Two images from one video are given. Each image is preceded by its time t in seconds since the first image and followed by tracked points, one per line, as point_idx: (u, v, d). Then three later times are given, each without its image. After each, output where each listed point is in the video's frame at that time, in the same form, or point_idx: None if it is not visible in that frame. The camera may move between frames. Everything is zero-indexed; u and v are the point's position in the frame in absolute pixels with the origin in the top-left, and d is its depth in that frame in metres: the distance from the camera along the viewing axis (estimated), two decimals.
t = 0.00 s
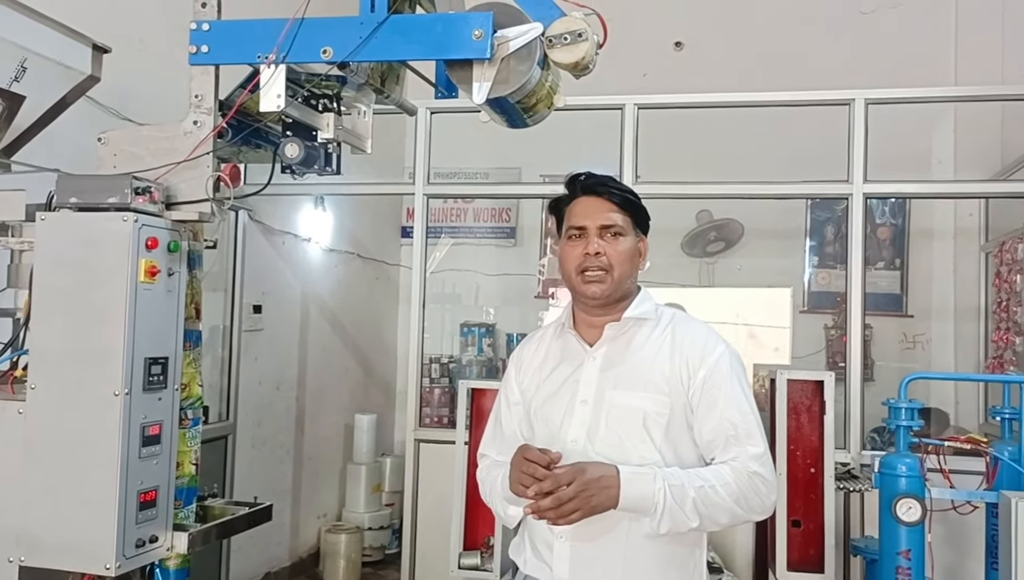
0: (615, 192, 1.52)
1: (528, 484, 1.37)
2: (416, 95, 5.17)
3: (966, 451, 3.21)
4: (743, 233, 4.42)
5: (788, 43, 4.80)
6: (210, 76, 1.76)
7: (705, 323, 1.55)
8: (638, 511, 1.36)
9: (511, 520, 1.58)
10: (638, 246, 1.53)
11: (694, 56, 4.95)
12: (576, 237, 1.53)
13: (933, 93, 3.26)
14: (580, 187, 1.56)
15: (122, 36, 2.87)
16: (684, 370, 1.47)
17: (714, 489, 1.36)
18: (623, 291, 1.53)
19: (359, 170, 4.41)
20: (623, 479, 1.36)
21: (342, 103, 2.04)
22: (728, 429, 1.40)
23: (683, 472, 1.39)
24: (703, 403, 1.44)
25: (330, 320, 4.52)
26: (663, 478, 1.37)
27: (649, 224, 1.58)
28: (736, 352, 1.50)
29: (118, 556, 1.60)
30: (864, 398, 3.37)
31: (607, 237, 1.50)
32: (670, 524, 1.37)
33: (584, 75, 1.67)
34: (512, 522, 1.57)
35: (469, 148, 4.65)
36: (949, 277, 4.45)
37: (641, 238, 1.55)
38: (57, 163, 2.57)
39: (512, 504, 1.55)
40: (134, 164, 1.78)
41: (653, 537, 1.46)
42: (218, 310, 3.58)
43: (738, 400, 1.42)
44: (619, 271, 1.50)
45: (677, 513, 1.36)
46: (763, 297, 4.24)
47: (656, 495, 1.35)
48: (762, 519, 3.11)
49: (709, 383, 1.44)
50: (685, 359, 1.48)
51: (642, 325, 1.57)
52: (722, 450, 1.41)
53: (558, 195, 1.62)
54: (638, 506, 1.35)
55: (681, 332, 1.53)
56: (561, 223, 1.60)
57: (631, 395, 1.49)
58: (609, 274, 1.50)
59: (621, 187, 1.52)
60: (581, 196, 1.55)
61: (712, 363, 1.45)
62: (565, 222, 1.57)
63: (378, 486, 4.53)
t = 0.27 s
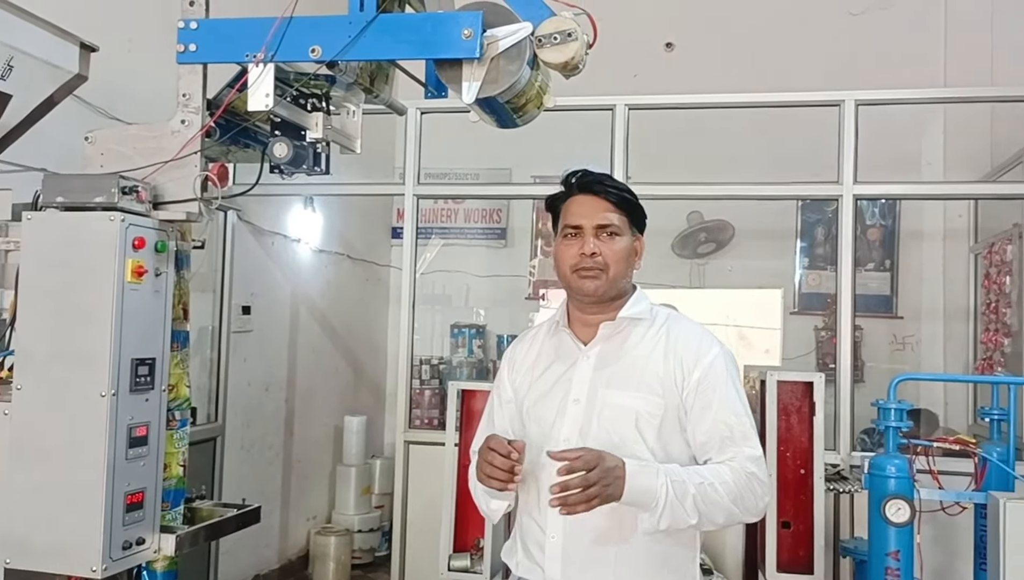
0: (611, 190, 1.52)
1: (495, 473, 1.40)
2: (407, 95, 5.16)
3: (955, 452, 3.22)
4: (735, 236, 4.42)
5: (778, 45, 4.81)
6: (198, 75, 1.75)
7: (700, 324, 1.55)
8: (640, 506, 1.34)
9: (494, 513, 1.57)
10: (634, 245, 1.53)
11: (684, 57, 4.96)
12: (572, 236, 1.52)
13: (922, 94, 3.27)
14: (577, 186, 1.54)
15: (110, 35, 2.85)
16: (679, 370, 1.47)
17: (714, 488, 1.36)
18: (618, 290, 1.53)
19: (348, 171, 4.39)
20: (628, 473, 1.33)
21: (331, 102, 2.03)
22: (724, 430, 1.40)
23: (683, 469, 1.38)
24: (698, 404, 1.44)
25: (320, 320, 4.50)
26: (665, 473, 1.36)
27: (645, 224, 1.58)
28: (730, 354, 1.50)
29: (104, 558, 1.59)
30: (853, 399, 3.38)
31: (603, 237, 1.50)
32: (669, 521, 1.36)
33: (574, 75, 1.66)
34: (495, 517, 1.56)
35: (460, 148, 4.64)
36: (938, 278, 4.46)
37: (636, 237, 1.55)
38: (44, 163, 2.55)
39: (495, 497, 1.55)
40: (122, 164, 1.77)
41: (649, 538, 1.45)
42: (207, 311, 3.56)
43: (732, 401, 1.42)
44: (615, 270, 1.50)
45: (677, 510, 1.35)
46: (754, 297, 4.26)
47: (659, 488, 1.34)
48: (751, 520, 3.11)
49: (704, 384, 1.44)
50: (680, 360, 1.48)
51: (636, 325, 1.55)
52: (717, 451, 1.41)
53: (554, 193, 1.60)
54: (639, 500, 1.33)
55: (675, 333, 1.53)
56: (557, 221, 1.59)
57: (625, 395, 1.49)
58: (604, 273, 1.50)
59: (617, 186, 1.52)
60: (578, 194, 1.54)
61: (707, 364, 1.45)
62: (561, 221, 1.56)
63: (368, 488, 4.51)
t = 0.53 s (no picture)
0: (616, 190, 1.51)
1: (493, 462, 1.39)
2: (405, 95, 5.15)
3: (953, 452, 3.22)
4: (731, 233, 4.49)
5: (776, 46, 4.81)
6: (195, 74, 1.75)
7: (704, 325, 1.55)
8: (655, 483, 1.30)
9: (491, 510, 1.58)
10: (638, 245, 1.52)
11: (682, 57, 4.96)
12: (576, 235, 1.51)
13: (920, 95, 3.27)
14: (582, 184, 1.53)
15: (107, 34, 2.84)
16: (682, 371, 1.47)
17: (722, 478, 1.34)
18: (622, 290, 1.52)
19: (346, 171, 4.39)
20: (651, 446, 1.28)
21: (329, 101, 2.03)
22: (727, 429, 1.40)
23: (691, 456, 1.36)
24: (701, 404, 1.44)
25: (317, 320, 4.49)
26: (679, 454, 1.32)
27: (649, 222, 1.57)
28: (734, 355, 1.50)
29: (101, 558, 1.58)
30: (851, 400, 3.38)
31: (608, 237, 1.49)
32: (683, 501, 1.32)
33: (573, 74, 1.66)
34: (492, 514, 1.57)
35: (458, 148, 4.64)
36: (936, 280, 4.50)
37: (641, 236, 1.54)
38: (41, 162, 2.55)
39: (494, 495, 1.55)
40: (119, 162, 1.76)
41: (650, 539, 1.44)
42: (204, 311, 3.55)
43: (736, 402, 1.42)
44: (619, 271, 1.50)
45: (690, 491, 1.31)
46: (755, 298, 4.10)
47: (673, 466, 1.30)
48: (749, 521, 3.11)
49: (707, 385, 1.44)
50: (683, 360, 1.48)
51: (640, 325, 1.55)
52: (720, 451, 1.40)
53: (559, 189, 1.60)
54: (655, 472, 1.28)
55: (679, 334, 1.52)
56: (560, 219, 1.59)
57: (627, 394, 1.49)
58: (609, 273, 1.50)
59: (622, 186, 1.51)
60: (582, 193, 1.54)
61: (711, 365, 1.45)
62: (565, 219, 1.56)
63: (366, 488, 4.51)
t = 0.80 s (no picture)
0: (620, 189, 1.52)
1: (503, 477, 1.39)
2: (404, 96, 5.16)
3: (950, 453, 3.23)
4: (731, 236, 4.51)
5: (774, 47, 4.82)
6: (195, 74, 1.75)
7: (705, 325, 1.55)
8: (658, 500, 1.34)
9: (495, 515, 1.57)
10: (642, 245, 1.53)
11: (681, 59, 4.97)
12: (580, 233, 1.52)
13: (919, 97, 3.28)
14: (587, 182, 1.54)
15: (107, 34, 2.85)
16: (683, 371, 1.48)
17: (727, 488, 1.34)
18: (624, 290, 1.53)
19: (345, 171, 4.39)
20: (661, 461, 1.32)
21: (329, 102, 2.03)
22: (729, 431, 1.40)
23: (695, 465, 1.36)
24: (702, 405, 1.44)
25: (316, 320, 4.49)
26: (685, 468, 1.34)
27: (653, 223, 1.57)
28: (735, 355, 1.51)
29: (100, 557, 1.59)
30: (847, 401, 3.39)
31: (612, 236, 1.50)
32: (682, 518, 1.35)
33: (571, 76, 1.66)
34: (496, 518, 1.56)
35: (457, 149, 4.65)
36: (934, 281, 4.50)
37: (645, 236, 1.55)
38: (40, 162, 2.55)
39: (497, 498, 1.54)
40: (118, 162, 1.77)
41: (653, 540, 1.45)
42: (203, 311, 3.56)
43: (736, 403, 1.42)
44: (622, 271, 1.50)
45: (691, 506, 1.34)
46: (753, 299, 4.17)
47: (677, 483, 1.32)
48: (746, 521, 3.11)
49: (708, 385, 1.44)
50: (684, 361, 1.48)
51: (641, 325, 1.55)
52: (720, 452, 1.41)
53: (563, 188, 1.61)
54: (657, 489, 1.33)
55: (680, 333, 1.53)
56: (564, 217, 1.59)
57: (628, 395, 1.49)
58: (612, 273, 1.50)
59: (626, 185, 1.52)
60: (588, 191, 1.54)
61: (711, 365, 1.46)
62: (568, 218, 1.56)
63: (364, 487, 4.51)
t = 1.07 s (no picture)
0: (619, 189, 1.51)
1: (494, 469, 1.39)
2: (401, 96, 5.16)
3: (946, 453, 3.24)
4: (727, 239, 4.48)
5: (772, 48, 4.83)
6: (192, 74, 1.75)
7: (708, 326, 1.55)
8: (654, 497, 1.32)
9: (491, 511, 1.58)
10: (643, 245, 1.53)
11: (678, 60, 4.97)
12: (580, 235, 1.52)
13: (915, 98, 3.28)
14: (586, 183, 1.54)
15: (104, 33, 2.84)
16: (685, 373, 1.48)
17: (724, 487, 1.33)
18: (626, 291, 1.53)
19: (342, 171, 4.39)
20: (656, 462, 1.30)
21: (326, 102, 2.03)
22: (730, 433, 1.40)
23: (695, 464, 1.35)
24: (704, 406, 1.44)
25: (313, 320, 4.49)
26: (682, 466, 1.33)
27: (653, 222, 1.57)
28: (738, 357, 1.51)
29: (96, 557, 1.58)
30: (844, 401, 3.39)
31: (612, 237, 1.50)
32: (677, 517, 1.33)
33: (569, 76, 1.66)
34: (492, 514, 1.57)
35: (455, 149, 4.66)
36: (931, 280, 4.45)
37: (645, 235, 1.54)
38: (38, 162, 2.55)
39: (493, 497, 1.54)
40: (115, 162, 1.77)
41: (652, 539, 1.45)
42: (200, 311, 3.55)
43: (739, 404, 1.42)
44: (623, 272, 1.50)
45: (688, 506, 1.32)
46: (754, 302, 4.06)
47: (675, 481, 1.31)
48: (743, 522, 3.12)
49: (710, 387, 1.45)
50: (687, 362, 1.49)
51: (643, 326, 1.55)
52: (721, 454, 1.40)
53: (562, 189, 1.60)
54: (653, 488, 1.31)
55: (683, 335, 1.53)
56: (564, 218, 1.59)
57: (631, 396, 1.49)
58: (613, 274, 1.50)
59: (626, 185, 1.51)
60: (587, 192, 1.54)
61: (714, 366, 1.46)
62: (568, 220, 1.56)
63: (360, 488, 4.51)
